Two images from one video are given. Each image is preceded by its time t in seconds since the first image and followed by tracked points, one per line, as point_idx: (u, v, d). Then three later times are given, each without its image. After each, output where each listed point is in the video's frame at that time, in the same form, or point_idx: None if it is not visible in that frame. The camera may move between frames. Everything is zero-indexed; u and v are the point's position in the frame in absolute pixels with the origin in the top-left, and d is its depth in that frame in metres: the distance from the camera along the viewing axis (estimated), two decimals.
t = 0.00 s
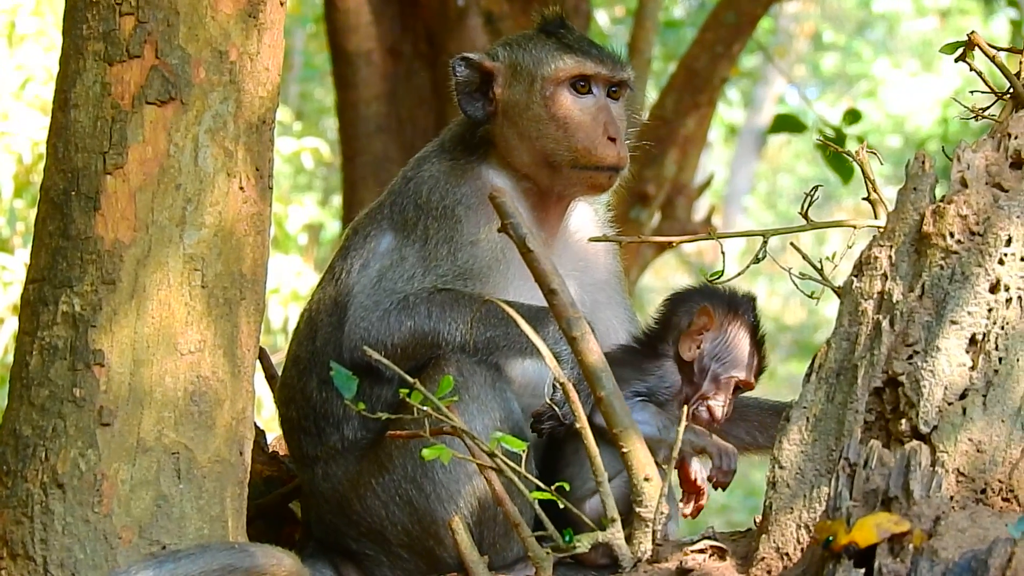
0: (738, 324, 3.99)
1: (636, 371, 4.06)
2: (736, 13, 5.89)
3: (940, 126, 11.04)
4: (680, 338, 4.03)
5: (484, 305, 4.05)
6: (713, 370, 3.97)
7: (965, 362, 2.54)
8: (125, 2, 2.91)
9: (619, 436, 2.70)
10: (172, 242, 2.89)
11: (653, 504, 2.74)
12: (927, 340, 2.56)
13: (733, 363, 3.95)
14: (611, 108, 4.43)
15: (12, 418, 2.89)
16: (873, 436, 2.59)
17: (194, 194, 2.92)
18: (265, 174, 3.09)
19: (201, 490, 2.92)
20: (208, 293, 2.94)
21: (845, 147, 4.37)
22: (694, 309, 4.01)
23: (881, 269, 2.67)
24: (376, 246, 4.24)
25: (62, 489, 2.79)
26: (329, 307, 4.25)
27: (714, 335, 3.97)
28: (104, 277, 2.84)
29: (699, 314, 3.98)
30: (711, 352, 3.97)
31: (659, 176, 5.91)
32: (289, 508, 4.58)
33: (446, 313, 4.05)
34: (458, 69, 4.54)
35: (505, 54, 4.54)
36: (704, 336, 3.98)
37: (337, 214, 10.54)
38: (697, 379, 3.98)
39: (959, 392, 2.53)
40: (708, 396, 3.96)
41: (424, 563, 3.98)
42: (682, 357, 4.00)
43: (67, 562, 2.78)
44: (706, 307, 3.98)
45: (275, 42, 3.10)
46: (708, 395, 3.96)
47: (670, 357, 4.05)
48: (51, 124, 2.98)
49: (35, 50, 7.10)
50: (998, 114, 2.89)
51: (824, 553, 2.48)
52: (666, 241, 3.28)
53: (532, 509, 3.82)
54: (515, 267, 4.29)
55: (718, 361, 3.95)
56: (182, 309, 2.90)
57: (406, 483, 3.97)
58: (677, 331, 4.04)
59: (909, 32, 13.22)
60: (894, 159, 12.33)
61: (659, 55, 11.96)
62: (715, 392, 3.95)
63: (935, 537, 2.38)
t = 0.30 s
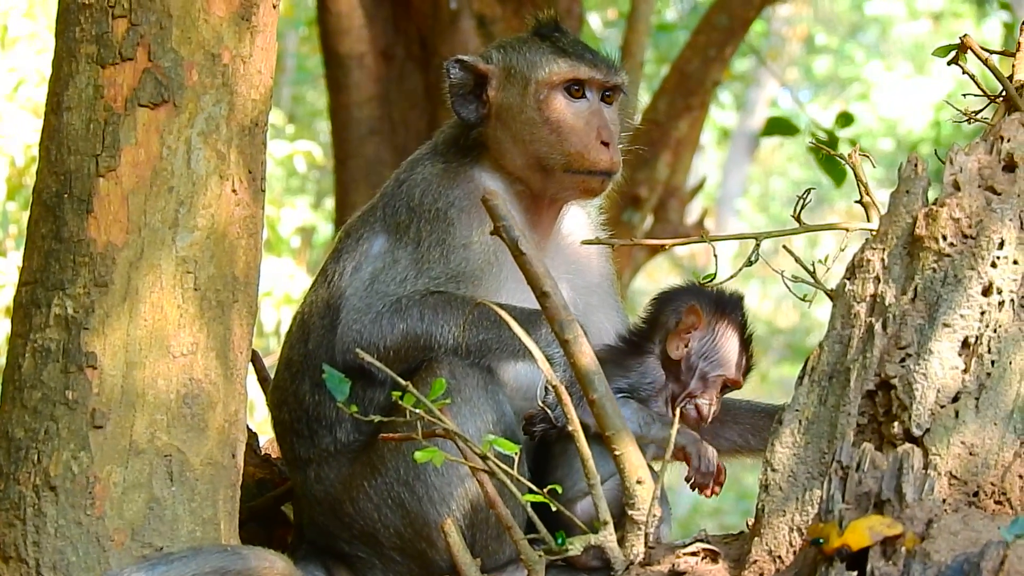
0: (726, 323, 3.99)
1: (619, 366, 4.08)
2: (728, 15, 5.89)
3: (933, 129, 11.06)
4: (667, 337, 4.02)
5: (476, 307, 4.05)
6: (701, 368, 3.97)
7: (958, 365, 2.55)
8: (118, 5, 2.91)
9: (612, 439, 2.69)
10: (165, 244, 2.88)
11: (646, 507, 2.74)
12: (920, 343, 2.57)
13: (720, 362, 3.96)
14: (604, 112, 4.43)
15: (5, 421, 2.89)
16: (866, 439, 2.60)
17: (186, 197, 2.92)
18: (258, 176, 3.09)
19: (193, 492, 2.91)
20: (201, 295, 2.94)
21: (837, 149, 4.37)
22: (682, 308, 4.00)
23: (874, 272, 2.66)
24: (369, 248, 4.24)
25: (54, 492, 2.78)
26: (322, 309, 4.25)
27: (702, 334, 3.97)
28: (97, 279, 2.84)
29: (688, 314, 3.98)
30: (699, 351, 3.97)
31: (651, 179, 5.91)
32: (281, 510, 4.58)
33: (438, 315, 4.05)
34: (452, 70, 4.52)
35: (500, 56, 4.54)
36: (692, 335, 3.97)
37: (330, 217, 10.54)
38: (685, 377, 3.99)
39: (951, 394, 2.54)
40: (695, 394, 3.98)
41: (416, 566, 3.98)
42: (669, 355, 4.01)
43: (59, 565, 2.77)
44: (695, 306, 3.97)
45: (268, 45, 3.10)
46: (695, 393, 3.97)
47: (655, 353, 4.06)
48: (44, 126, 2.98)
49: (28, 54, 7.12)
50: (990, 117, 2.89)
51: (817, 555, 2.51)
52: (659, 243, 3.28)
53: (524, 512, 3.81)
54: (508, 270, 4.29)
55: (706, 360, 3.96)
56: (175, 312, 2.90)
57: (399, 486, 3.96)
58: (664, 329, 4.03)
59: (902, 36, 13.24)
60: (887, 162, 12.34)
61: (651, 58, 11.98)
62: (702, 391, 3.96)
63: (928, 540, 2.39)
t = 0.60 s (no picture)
0: (702, 307, 4.03)
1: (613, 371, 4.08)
2: (722, 17, 5.90)
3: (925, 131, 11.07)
4: (649, 333, 4.06)
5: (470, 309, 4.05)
6: (689, 355, 4.01)
7: (951, 367, 2.55)
8: (112, 7, 2.90)
9: (605, 440, 2.69)
10: (158, 246, 2.88)
11: (639, 508, 2.73)
12: (914, 344, 2.57)
13: (706, 344, 4.00)
14: (598, 116, 4.44)
15: None
16: (859, 440, 2.60)
17: (180, 198, 2.91)
18: (251, 178, 3.09)
19: (187, 494, 2.91)
20: (194, 297, 2.94)
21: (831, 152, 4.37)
22: (657, 303, 4.05)
23: (867, 273, 2.66)
24: (362, 250, 4.23)
25: (48, 493, 2.78)
26: (315, 310, 4.24)
27: (681, 323, 4.01)
28: (90, 281, 2.83)
29: (661, 307, 4.02)
30: (683, 340, 4.01)
31: (645, 181, 5.92)
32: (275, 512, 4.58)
33: (432, 317, 4.05)
34: (448, 72, 4.53)
35: (495, 58, 4.55)
36: (671, 326, 4.01)
37: (323, 219, 10.54)
38: (676, 368, 4.02)
39: (945, 396, 2.54)
40: (690, 381, 4.01)
41: (410, 567, 3.98)
42: (654, 352, 4.04)
43: (53, 566, 2.77)
44: (667, 298, 4.02)
45: (261, 47, 3.10)
46: (690, 380, 4.01)
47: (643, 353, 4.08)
48: (37, 128, 2.97)
49: (22, 55, 7.13)
50: (984, 119, 2.90)
51: (810, 557, 2.51)
52: (652, 245, 3.27)
53: (518, 514, 3.82)
54: (501, 272, 4.29)
55: (692, 347, 3.99)
56: (168, 313, 2.89)
57: (392, 487, 3.96)
58: (645, 327, 4.08)
59: (895, 37, 13.26)
60: (880, 163, 12.36)
61: (644, 60, 12.01)
62: (695, 376, 4.00)
63: (921, 541, 2.40)
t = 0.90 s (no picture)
0: (675, 298, 4.23)
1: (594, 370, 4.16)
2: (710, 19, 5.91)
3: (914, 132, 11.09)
4: (628, 330, 4.20)
5: (459, 310, 4.08)
6: (671, 347, 4.18)
7: (939, 368, 2.55)
8: (100, 9, 2.90)
9: (592, 442, 2.69)
10: (146, 249, 2.88)
11: (627, 510, 2.73)
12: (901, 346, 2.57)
13: (685, 334, 4.19)
14: (587, 121, 4.45)
15: None
16: (847, 442, 2.60)
17: (168, 201, 2.91)
18: (239, 180, 3.09)
19: (174, 496, 2.91)
20: (182, 299, 2.93)
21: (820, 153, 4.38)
22: (634, 299, 4.20)
23: (855, 275, 2.68)
24: (350, 252, 4.25)
25: (36, 496, 2.77)
26: (303, 312, 4.24)
27: (659, 315, 4.18)
28: (78, 283, 2.83)
29: (639, 303, 4.17)
30: (662, 331, 4.18)
31: (632, 183, 5.94)
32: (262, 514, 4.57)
33: (420, 318, 4.06)
34: (438, 74, 4.53)
35: (484, 60, 4.55)
36: (650, 321, 4.17)
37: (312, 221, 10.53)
38: (659, 360, 4.18)
39: (932, 397, 2.54)
40: (672, 370, 4.19)
41: (397, 568, 3.98)
42: (635, 348, 4.18)
43: (41, 568, 2.76)
44: (643, 294, 4.17)
45: (250, 49, 3.10)
46: (673, 369, 4.19)
47: (622, 348, 4.20)
48: (25, 130, 2.97)
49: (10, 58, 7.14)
50: (971, 120, 2.91)
51: (797, 559, 2.51)
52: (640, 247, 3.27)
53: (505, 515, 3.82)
54: (489, 274, 4.29)
55: (673, 337, 4.17)
56: (155, 316, 2.89)
57: (379, 489, 3.96)
58: (623, 323, 4.22)
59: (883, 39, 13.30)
60: (868, 164, 12.38)
61: (633, 61, 12.03)
62: (679, 365, 4.18)
63: (908, 543, 2.40)
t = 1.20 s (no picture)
0: (656, 295, 4.12)
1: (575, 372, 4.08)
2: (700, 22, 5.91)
3: (903, 135, 11.11)
4: (610, 331, 4.08)
5: (449, 314, 4.05)
6: (655, 343, 4.06)
7: (929, 372, 2.55)
8: (89, 12, 2.89)
9: (583, 446, 2.69)
10: (136, 252, 2.87)
11: (618, 513, 2.73)
12: (892, 349, 2.56)
13: (670, 330, 4.08)
14: (571, 126, 4.37)
15: None
16: (838, 445, 2.58)
17: (158, 204, 2.90)
18: (229, 183, 3.08)
19: (165, 499, 2.90)
20: (173, 302, 2.93)
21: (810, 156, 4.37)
22: (616, 300, 4.09)
23: (846, 279, 2.66)
24: (342, 255, 4.24)
25: (27, 499, 2.77)
26: (295, 315, 4.23)
27: (642, 314, 4.07)
28: (68, 286, 2.82)
29: (622, 304, 4.06)
30: (645, 330, 4.07)
31: (623, 186, 5.94)
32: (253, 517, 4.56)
33: (411, 322, 4.05)
34: (425, 78, 4.54)
35: (473, 65, 4.52)
36: (634, 320, 4.06)
37: (302, 224, 10.51)
38: (643, 359, 4.07)
39: (923, 401, 2.54)
40: (656, 367, 4.08)
41: (388, 571, 3.99)
42: (619, 349, 4.07)
43: (32, 572, 2.75)
44: (624, 294, 4.06)
45: (239, 52, 3.10)
46: (658, 366, 4.08)
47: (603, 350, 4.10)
48: (15, 134, 2.96)
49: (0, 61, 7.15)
50: (961, 124, 2.91)
51: (789, 562, 2.49)
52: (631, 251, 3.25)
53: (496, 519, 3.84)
54: (480, 278, 4.28)
55: (658, 334, 4.06)
56: (146, 319, 2.88)
57: (370, 493, 3.97)
58: (603, 325, 4.10)
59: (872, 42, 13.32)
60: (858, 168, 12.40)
61: (622, 65, 12.05)
62: (664, 362, 4.06)
63: (900, 546, 2.40)
